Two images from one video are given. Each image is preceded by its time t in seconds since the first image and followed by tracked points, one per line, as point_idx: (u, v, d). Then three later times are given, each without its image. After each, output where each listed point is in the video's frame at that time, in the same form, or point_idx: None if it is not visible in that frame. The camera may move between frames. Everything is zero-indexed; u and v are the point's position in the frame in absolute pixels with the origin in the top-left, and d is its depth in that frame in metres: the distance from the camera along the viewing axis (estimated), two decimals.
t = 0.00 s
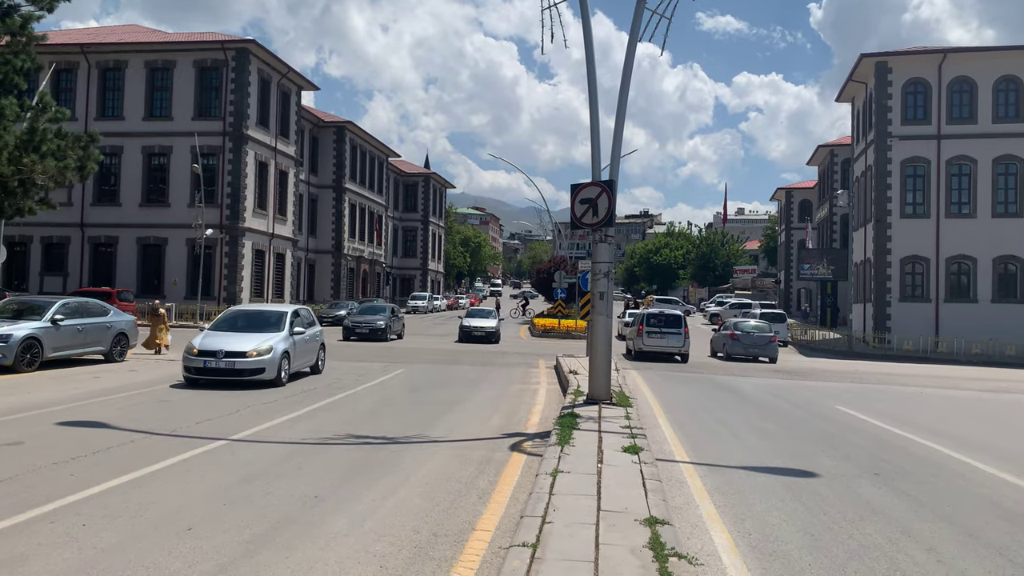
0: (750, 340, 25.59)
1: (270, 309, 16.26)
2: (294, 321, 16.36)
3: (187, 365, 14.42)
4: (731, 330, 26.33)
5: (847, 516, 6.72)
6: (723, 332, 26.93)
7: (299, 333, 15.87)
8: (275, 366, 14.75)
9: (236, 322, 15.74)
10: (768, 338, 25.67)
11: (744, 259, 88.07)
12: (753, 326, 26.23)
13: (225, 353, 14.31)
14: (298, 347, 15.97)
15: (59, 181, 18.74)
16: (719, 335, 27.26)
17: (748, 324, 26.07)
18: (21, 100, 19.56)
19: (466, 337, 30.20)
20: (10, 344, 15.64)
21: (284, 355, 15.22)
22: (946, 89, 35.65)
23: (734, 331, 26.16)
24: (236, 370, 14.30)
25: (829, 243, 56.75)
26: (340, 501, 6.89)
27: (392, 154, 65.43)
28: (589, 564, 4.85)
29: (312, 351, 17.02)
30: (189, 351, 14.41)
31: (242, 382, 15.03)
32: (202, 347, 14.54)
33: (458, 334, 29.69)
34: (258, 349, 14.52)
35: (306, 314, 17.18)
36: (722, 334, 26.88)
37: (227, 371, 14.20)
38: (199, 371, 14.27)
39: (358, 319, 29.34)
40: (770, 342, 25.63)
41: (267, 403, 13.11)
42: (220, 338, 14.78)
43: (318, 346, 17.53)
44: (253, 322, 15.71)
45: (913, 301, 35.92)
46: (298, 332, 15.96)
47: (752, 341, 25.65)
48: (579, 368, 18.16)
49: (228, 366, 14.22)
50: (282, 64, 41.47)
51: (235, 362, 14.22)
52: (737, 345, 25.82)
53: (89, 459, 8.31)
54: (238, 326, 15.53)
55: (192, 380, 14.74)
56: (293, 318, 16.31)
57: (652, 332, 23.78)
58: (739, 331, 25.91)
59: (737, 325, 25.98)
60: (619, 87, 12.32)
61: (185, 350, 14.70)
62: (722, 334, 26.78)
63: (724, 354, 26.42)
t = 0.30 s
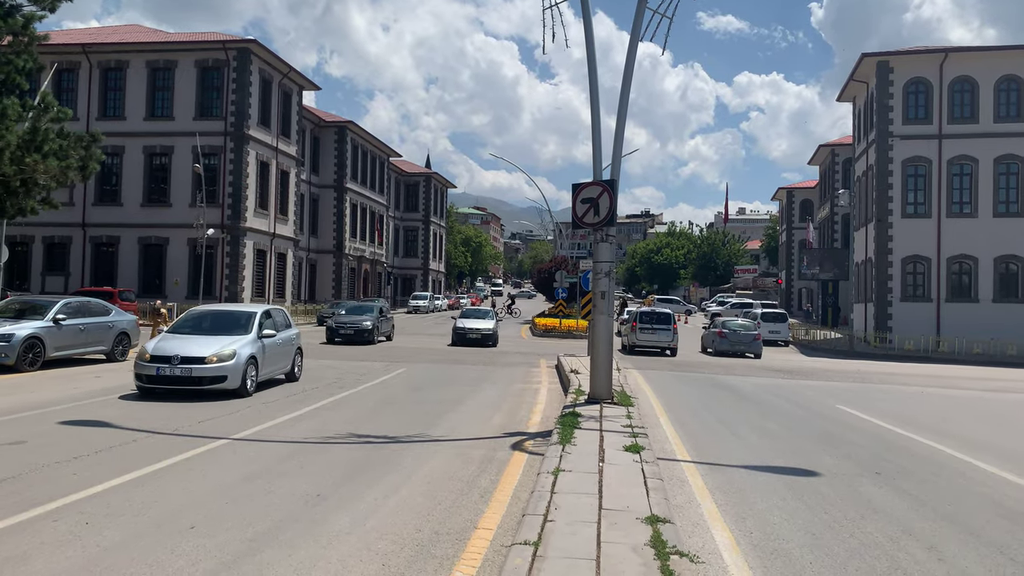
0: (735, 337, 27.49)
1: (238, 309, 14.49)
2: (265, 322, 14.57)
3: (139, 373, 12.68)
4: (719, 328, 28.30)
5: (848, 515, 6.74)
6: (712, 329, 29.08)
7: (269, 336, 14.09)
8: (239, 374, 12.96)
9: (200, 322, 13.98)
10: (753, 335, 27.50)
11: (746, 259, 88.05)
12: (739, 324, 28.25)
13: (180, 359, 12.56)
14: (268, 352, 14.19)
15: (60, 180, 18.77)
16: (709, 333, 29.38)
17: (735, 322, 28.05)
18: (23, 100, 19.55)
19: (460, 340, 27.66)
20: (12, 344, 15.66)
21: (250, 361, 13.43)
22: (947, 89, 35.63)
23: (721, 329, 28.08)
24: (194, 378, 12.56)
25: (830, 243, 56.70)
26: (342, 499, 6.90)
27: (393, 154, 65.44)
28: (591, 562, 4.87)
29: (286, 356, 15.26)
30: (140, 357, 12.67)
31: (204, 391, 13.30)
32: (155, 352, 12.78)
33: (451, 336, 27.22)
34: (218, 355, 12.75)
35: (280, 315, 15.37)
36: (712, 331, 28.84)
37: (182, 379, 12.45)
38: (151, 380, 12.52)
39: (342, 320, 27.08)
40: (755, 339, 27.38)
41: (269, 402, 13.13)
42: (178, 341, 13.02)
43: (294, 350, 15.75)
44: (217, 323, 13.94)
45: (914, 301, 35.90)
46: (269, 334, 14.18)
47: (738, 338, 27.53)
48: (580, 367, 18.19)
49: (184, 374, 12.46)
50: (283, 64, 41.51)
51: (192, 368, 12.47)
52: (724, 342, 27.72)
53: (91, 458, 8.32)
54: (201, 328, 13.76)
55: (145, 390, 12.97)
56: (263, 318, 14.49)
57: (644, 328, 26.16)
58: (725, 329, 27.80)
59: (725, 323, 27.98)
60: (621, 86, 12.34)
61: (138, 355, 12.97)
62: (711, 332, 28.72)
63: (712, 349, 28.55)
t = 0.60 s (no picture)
0: (725, 334, 29.25)
1: (196, 309, 12.66)
2: (227, 325, 12.76)
3: (72, 385, 10.83)
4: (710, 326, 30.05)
5: (850, 514, 6.75)
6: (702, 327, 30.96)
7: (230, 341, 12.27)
8: (190, 385, 11.13)
9: (150, 324, 12.15)
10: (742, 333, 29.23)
11: (748, 258, 88.00)
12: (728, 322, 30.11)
13: (120, 368, 10.73)
14: (229, 359, 12.38)
15: (63, 181, 18.79)
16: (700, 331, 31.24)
17: (725, 320, 29.86)
18: (25, 100, 19.53)
19: (453, 345, 25.29)
20: (14, 344, 15.69)
21: (205, 369, 11.62)
22: (949, 88, 35.61)
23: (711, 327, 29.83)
24: (136, 390, 10.74)
25: (832, 242, 56.64)
26: (344, 499, 6.91)
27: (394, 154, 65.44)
28: (593, 561, 4.89)
29: (252, 364, 13.46)
30: (74, 366, 10.82)
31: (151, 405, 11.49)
32: (91, 361, 10.92)
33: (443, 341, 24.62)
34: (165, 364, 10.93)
35: (245, 316, 13.56)
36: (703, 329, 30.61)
37: (122, 393, 10.62)
38: (86, 393, 10.67)
39: (324, 323, 25.24)
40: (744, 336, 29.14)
41: (271, 402, 13.13)
42: (120, 347, 11.18)
43: (262, 357, 13.95)
44: (171, 325, 12.12)
45: (916, 301, 35.86)
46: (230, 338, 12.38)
47: (728, 335, 29.29)
48: (582, 367, 18.19)
49: (124, 386, 10.64)
50: (285, 63, 41.54)
51: (133, 380, 10.64)
52: (714, 339, 29.44)
53: (93, 458, 8.32)
54: (150, 331, 11.92)
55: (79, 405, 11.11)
56: (223, 320, 12.66)
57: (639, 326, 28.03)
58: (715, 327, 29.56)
59: (715, 321, 29.76)
60: (623, 85, 12.34)
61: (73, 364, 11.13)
62: (703, 329, 30.43)
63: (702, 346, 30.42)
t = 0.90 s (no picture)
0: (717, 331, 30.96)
1: (137, 311, 10.93)
2: (176, 330, 11.03)
3: None
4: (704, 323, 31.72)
5: (852, 514, 6.74)
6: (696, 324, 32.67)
7: (174, 347, 10.54)
8: (119, 402, 9.39)
9: (84, 330, 10.43)
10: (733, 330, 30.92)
11: (750, 258, 87.94)
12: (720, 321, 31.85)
13: (35, 383, 9.02)
14: (175, 369, 10.64)
15: (66, 180, 18.82)
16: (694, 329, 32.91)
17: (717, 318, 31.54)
18: (27, 100, 19.49)
19: (445, 350, 22.54)
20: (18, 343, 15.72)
21: (143, 381, 9.89)
22: (952, 88, 35.55)
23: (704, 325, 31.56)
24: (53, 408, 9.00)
25: (835, 242, 56.57)
26: (347, 498, 6.92)
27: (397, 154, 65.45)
28: (595, 560, 4.89)
29: (208, 372, 11.72)
30: None
31: (76, 424, 9.77)
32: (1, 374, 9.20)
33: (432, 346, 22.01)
34: (88, 377, 9.19)
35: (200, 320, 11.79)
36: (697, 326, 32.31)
37: (35, 412, 8.90)
38: None
39: (305, 323, 23.33)
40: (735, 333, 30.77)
41: (273, 402, 13.12)
42: (38, 357, 9.46)
43: (221, 364, 12.19)
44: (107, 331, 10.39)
45: (919, 300, 35.80)
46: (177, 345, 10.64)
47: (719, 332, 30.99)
48: (585, 367, 18.18)
49: (37, 403, 8.91)
50: (287, 63, 41.56)
51: (48, 396, 8.92)
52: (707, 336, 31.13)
53: (95, 458, 8.31)
54: (82, 337, 10.21)
55: None
56: (170, 325, 10.90)
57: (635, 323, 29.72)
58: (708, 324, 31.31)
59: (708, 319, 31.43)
60: (625, 85, 12.34)
61: None
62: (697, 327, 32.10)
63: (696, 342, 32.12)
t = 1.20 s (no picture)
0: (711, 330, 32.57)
1: (56, 312, 9.12)
2: (103, 336, 9.22)
3: None
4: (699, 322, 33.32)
5: (857, 514, 6.73)
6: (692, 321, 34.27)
7: (96, 357, 8.71)
8: (15, 424, 7.59)
9: None
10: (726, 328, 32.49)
11: (754, 258, 87.88)
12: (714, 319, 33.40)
13: None
14: (98, 383, 8.82)
15: (71, 181, 18.88)
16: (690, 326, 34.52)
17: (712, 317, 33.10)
18: (34, 101, 19.55)
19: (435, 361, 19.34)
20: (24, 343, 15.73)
21: (48, 399, 8.05)
22: (957, 87, 35.47)
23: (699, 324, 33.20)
24: None
25: (839, 242, 56.45)
26: (351, 498, 6.93)
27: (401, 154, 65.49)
28: (600, 560, 4.89)
29: (147, 385, 9.89)
30: None
31: None
32: None
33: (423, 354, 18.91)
34: None
35: (138, 325, 9.96)
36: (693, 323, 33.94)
37: None
38: None
39: (282, 327, 20.97)
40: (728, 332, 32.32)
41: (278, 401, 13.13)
42: None
43: (165, 375, 10.34)
44: (14, 338, 8.59)
45: (923, 300, 35.72)
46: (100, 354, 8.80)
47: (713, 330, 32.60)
48: (588, 367, 18.19)
49: None
50: (292, 63, 41.62)
51: None
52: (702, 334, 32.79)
53: (101, 458, 8.33)
54: None
55: None
56: (93, 331, 9.05)
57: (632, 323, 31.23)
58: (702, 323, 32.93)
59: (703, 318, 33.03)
60: (629, 85, 12.35)
61: None
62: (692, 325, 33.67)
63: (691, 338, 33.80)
